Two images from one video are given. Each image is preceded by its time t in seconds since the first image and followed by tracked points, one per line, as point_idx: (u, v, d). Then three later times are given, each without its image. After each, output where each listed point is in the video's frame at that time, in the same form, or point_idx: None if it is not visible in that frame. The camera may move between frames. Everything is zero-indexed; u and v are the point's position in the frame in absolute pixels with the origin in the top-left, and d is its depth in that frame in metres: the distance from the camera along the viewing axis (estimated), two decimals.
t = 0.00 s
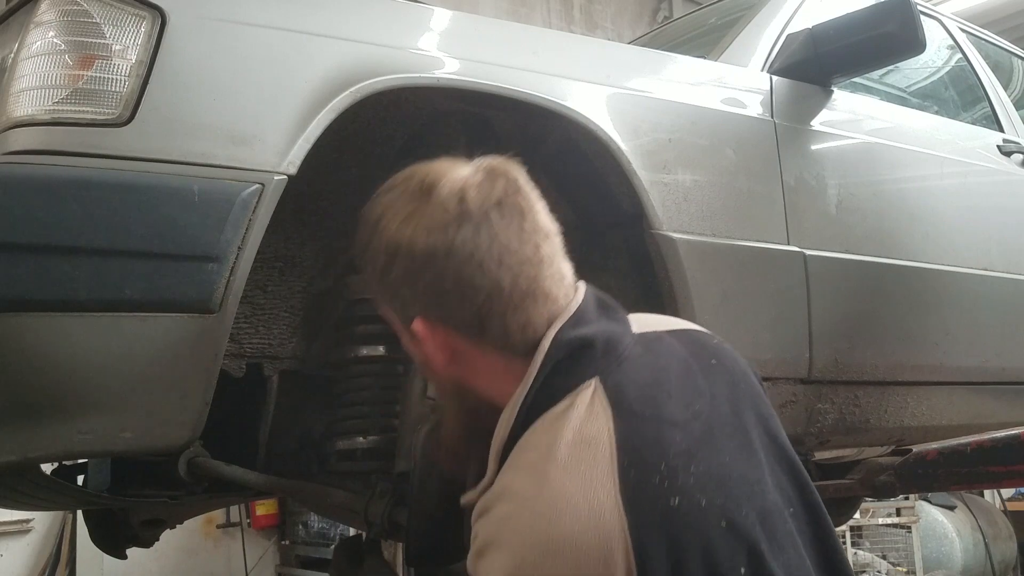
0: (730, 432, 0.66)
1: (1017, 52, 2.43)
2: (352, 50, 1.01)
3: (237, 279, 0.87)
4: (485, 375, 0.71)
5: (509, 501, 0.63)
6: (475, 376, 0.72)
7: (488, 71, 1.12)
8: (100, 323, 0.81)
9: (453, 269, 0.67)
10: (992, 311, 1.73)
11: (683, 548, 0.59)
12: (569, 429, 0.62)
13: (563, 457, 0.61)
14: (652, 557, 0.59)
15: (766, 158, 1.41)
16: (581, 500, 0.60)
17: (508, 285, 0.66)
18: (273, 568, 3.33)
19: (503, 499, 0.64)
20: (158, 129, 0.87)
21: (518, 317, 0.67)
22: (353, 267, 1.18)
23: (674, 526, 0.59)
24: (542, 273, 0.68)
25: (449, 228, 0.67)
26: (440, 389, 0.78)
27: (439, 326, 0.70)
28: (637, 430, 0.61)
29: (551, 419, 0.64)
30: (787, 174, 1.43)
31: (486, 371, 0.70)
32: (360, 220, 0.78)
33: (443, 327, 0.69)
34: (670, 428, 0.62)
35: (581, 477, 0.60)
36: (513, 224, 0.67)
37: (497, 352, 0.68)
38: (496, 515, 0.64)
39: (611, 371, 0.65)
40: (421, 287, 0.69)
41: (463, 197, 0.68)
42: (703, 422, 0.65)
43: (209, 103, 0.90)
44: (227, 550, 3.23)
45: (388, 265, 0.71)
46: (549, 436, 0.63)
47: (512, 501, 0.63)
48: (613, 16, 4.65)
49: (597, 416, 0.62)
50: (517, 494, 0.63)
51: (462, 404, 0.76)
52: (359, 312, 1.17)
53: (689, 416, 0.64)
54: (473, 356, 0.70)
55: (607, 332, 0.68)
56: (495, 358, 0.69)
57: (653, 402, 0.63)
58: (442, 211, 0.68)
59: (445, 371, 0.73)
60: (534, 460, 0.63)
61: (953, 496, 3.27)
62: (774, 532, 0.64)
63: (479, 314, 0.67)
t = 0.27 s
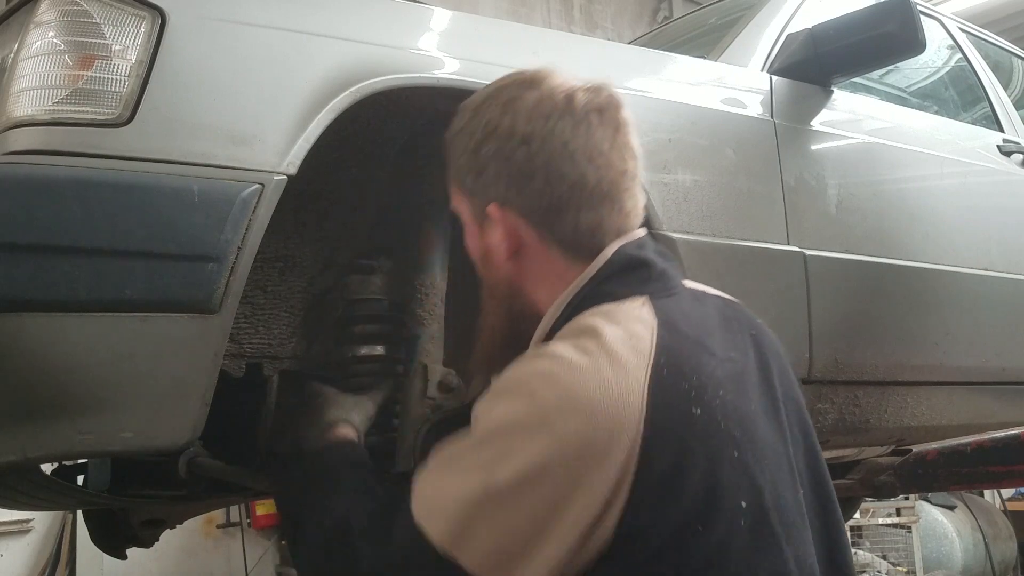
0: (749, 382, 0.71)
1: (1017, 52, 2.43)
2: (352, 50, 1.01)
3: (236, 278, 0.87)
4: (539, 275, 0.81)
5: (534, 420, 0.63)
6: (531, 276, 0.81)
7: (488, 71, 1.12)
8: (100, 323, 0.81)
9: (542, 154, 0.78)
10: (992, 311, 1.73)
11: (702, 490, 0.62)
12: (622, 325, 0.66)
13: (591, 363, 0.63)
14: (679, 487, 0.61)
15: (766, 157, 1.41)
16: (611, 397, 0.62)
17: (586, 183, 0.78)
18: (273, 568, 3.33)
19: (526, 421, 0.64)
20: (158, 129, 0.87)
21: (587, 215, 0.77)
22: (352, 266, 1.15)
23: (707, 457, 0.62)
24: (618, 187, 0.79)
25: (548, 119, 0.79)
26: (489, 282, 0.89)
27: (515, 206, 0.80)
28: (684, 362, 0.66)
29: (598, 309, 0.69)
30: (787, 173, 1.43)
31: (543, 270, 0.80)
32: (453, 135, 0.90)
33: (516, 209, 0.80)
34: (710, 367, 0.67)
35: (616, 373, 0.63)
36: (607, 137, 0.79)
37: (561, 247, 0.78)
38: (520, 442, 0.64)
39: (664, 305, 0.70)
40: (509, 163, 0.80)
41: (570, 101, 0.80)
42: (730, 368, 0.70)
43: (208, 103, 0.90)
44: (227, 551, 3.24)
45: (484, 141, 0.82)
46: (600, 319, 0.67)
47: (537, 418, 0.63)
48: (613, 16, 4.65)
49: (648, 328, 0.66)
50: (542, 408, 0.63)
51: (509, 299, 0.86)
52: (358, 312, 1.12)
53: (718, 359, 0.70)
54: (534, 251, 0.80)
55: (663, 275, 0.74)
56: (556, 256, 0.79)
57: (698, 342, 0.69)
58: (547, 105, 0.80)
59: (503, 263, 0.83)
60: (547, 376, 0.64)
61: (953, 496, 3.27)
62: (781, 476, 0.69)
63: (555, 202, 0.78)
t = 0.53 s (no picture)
0: (754, 354, 0.74)
1: (1017, 52, 2.42)
2: (351, 49, 1.01)
3: (236, 278, 0.87)
4: (564, 230, 0.84)
5: (534, 372, 0.64)
6: (557, 232, 0.84)
7: (488, 71, 1.12)
8: (100, 323, 0.80)
9: (585, 108, 0.81)
10: (992, 311, 1.73)
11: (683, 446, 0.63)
12: (632, 280, 0.70)
13: (589, 310, 0.66)
14: (655, 440, 0.63)
15: (766, 157, 1.40)
16: (609, 337, 0.65)
17: (623, 140, 0.81)
18: (273, 569, 3.33)
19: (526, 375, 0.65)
20: (158, 129, 0.87)
21: (621, 170, 0.81)
22: (351, 267, 1.17)
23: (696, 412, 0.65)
24: (653, 148, 0.83)
25: (592, 76, 0.83)
26: (510, 245, 0.92)
27: (551, 158, 0.83)
28: (689, 323, 0.69)
29: (615, 264, 0.73)
30: (787, 173, 1.43)
31: (568, 225, 0.83)
32: (489, 101, 0.92)
33: (553, 161, 0.82)
34: (715, 333, 0.71)
35: (618, 319, 0.66)
36: (646, 101, 0.84)
37: (591, 200, 0.81)
38: (527, 397, 0.64)
39: (677, 275, 0.74)
40: (549, 118, 0.83)
41: (615, 63, 0.85)
42: (737, 342, 0.73)
43: (208, 103, 0.90)
44: (227, 550, 3.24)
45: (526, 95, 0.85)
46: (614, 272, 0.71)
47: (537, 369, 0.65)
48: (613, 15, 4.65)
49: (658, 288, 0.70)
50: (541, 360, 0.65)
51: (530, 258, 0.89)
52: (358, 311, 1.12)
53: (723, 330, 0.72)
54: (564, 205, 0.83)
55: (683, 249, 0.77)
56: (581, 215, 0.82)
57: (707, 312, 0.72)
58: (592, 66, 0.84)
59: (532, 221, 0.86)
60: (537, 331, 0.66)
61: (953, 496, 3.27)
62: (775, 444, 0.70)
63: (593, 153, 0.80)
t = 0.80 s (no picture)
0: (752, 350, 0.75)
1: (1017, 51, 2.42)
2: (351, 50, 1.01)
3: (236, 279, 0.87)
4: (560, 227, 0.84)
5: (536, 368, 0.65)
6: (553, 229, 0.85)
7: (488, 71, 1.12)
8: (100, 323, 0.80)
9: (579, 105, 0.82)
10: (992, 311, 1.73)
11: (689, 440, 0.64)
12: (630, 275, 0.71)
13: (590, 304, 0.67)
14: (664, 432, 0.64)
15: (766, 157, 1.40)
16: (610, 330, 0.65)
17: (617, 136, 0.81)
18: (273, 569, 3.33)
19: (527, 370, 0.66)
20: (158, 129, 0.87)
21: (615, 167, 0.81)
22: (351, 268, 1.16)
23: (699, 404, 0.66)
24: (647, 144, 0.83)
25: (585, 73, 0.83)
26: (507, 243, 0.92)
27: (545, 154, 0.83)
28: (689, 317, 0.70)
29: (612, 262, 0.74)
30: (787, 173, 1.43)
31: (564, 221, 0.83)
32: (485, 102, 0.93)
33: (546, 158, 0.83)
34: (714, 327, 0.72)
35: (622, 311, 0.67)
36: (640, 98, 0.84)
37: (585, 196, 0.81)
38: (529, 393, 0.65)
39: (675, 270, 0.75)
40: (543, 115, 0.83)
41: (609, 61, 0.86)
42: (736, 336, 0.74)
43: (208, 103, 0.90)
44: (226, 550, 3.24)
45: (520, 93, 0.86)
46: (613, 268, 0.72)
47: (538, 365, 0.65)
48: (613, 15, 4.65)
49: (658, 283, 0.71)
50: (542, 355, 0.66)
51: (528, 255, 0.89)
52: (359, 311, 1.12)
53: (722, 325, 0.73)
54: (558, 201, 0.83)
55: (680, 246, 0.78)
56: (575, 210, 0.82)
57: (705, 308, 0.73)
58: (585, 63, 0.85)
59: (527, 219, 0.86)
60: (538, 327, 0.67)
61: (953, 497, 3.26)
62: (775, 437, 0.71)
63: (587, 149, 0.81)
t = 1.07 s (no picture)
0: (756, 349, 0.76)
1: (1017, 51, 2.41)
2: (351, 49, 1.01)
3: (236, 278, 0.87)
4: (567, 229, 0.84)
5: (544, 361, 0.65)
6: (559, 230, 0.84)
7: (488, 71, 1.12)
8: (100, 323, 0.80)
9: (588, 105, 0.83)
10: (992, 311, 1.73)
11: (691, 438, 0.65)
12: (636, 273, 0.72)
13: (597, 300, 0.67)
14: (668, 430, 0.64)
15: (766, 158, 1.40)
16: (617, 326, 0.66)
17: (625, 135, 0.82)
18: (273, 569, 3.33)
19: (535, 364, 0.66)
20: (158, 129, 0.87)
21: (623, 165, 0.82)
22: (351, 268, 1.16)
23: (703, 401, 0.66)
24: (653, 144, 0.84)
25: (593, 75, 0.84)
26: (511, 244, 0.91)
27: (553, 154, 0.83)
28: (695, 315, 0.71)
29: (617, 260, 0.75)
30: (787, 173, 1.43)
31: (570, 223, 0.83)
32: (489, 105, 0.93)
33: (555, 158, 0.83)
34: (718, 327, 0.72)
35: (628, 308, 0.67)
36: (645, 99, 0.86)
37: (593, 195, 0.82)
38: (537, 386, 0.65)
39: (681, 270, 0.75)
40: (551, 115, 0.84)
41: (615, 64, 0.87)
42: (740, 336, 0.75)
43: (208, 103, 0.90)
44: (226, 550, 3.24)
45: (527, 96, 0.86)
46: (618, 266, 0.73)
47: (546, 358, 0.66)
48: (613, 15, 4.65)
49: (664, 281, 0.72)
50: (550, 348, 0.66)
51: (533, 256, 0.89)
52: (358, 312, 1.12)
53: (727, 325, 0.74)
54: (566, 202, 0.83)
55: (685, 246, 0.79)
56: (583, 209, 0.83)
57: (710, 307, 0.74)
58: (593, 65, 0.86)
59: (534, 219, 0.86)
60: (545, 321, 0.67)
61: (953, 496, 3.26)
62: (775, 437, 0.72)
63: (597, 149, 0.81)
